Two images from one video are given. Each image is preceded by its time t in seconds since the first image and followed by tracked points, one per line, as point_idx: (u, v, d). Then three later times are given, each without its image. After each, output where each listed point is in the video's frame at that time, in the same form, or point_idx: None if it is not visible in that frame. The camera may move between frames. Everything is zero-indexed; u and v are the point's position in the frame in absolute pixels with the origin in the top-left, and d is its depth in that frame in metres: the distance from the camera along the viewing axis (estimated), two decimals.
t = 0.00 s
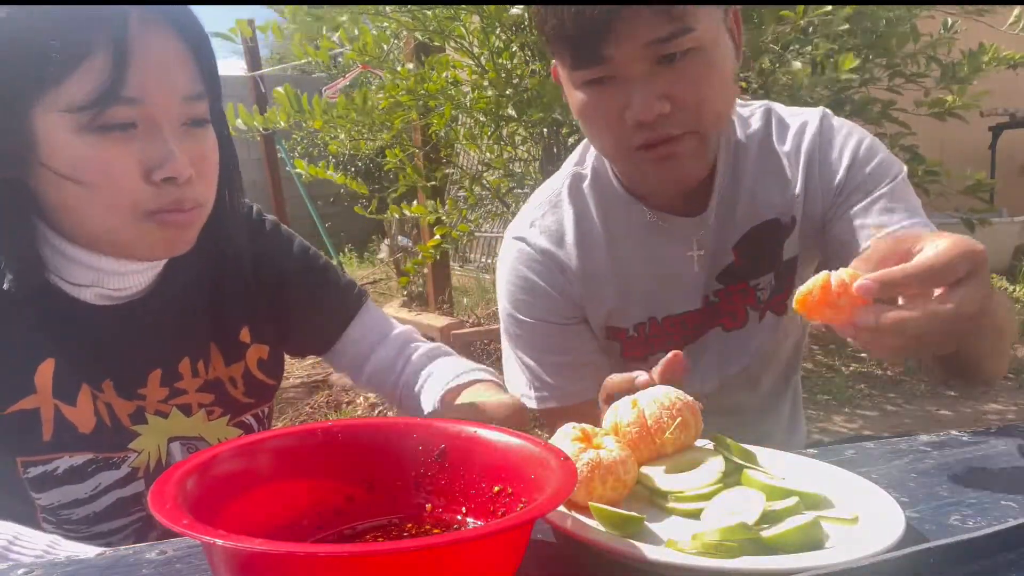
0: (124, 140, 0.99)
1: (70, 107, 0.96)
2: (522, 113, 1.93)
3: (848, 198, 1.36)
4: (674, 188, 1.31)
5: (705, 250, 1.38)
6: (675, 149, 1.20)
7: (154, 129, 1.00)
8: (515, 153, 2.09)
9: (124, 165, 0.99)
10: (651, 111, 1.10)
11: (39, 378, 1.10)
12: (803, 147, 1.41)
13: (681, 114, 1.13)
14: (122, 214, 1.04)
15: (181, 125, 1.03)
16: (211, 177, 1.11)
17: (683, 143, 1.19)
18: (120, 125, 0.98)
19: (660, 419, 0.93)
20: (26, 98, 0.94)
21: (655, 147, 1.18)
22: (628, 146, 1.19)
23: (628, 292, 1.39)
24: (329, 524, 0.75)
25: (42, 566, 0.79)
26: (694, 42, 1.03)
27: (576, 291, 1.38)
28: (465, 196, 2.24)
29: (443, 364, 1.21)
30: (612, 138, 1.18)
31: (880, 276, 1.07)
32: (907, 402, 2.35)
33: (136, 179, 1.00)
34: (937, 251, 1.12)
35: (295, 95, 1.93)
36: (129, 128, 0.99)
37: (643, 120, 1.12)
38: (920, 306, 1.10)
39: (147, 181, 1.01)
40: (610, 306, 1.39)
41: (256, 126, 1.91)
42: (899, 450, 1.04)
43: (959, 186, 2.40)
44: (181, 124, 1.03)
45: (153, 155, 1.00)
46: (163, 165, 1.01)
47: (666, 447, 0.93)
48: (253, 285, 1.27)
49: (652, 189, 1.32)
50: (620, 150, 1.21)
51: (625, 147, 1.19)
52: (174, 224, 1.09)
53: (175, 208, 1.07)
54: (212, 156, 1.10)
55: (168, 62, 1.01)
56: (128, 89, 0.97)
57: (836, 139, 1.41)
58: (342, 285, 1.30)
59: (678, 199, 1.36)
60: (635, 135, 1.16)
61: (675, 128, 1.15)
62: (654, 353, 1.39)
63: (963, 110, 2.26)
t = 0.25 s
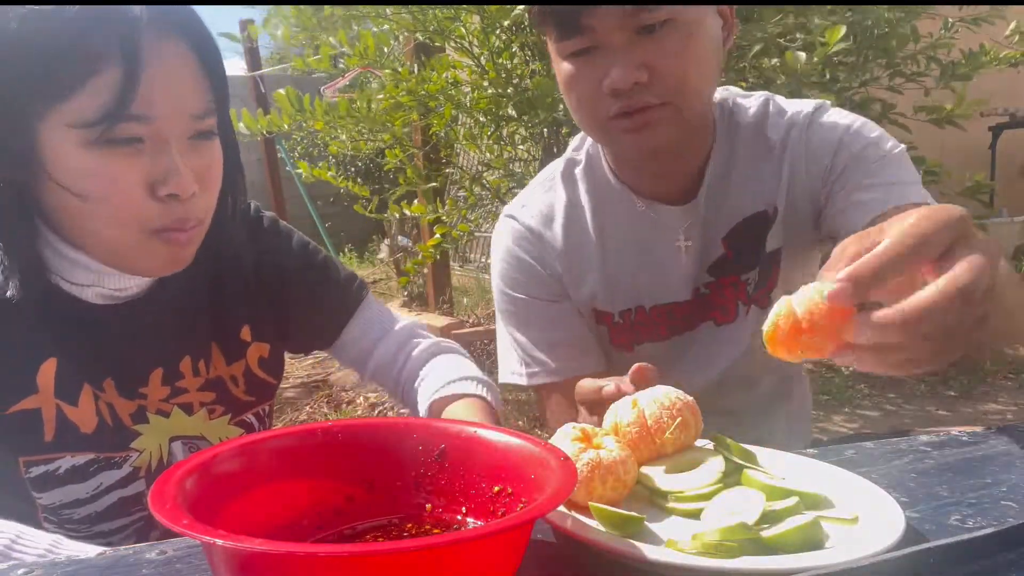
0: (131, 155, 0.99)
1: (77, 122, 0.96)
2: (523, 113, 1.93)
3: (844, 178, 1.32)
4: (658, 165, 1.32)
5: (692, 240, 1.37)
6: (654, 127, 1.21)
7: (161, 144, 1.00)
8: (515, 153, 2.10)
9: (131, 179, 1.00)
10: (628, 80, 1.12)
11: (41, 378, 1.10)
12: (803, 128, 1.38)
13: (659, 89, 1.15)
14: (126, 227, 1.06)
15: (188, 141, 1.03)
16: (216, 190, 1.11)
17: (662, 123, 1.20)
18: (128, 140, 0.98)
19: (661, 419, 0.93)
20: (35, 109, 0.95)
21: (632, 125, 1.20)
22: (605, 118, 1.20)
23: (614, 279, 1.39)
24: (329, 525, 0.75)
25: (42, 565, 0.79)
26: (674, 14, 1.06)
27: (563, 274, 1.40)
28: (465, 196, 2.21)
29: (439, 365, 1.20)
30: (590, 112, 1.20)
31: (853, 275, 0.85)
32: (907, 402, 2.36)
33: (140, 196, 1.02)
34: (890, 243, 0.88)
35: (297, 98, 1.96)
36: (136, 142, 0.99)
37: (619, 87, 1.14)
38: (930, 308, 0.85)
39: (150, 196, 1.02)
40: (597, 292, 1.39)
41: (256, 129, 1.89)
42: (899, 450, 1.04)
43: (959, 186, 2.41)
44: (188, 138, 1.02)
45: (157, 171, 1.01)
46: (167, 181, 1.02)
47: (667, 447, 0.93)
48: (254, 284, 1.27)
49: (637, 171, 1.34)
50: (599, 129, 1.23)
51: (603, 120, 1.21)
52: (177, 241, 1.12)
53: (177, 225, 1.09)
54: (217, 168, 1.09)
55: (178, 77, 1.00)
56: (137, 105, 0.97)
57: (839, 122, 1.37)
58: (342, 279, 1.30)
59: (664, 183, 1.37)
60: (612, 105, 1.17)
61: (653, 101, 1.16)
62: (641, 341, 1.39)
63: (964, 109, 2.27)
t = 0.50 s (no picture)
0: (135, 165, 1.01)
1: (83, 132, 0.98)
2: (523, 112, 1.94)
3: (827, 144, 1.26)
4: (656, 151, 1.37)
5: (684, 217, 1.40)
6: (668, 82, 1.08)
7: (166, 154, 1.02)
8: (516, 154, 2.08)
9: (132, 188, 1.01)
10: (640, 25, 1.01)
11: (40, 378, 1.10)
12: (805, 103, 1.36)
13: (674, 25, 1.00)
14: (126, 232, 1.06)
15: (192, 149, 1.05)
16: (217, 196, 1.14)
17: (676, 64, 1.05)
18: (133, 149, 1.00)
19: (661, 419, 0.94)
20: (37, 116, 0.97)
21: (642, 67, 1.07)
22: (620, 71, 1.11)
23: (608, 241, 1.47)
24: (329, 525, 0.75)
25: (41, 565, 0.79)
26: None
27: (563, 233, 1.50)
28: (465, 196, 2.26)
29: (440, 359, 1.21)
30: (605, 62, 1.11)
31: (592, 311, 0.63)
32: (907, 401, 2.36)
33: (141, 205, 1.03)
34: (632, 232, 0.63)
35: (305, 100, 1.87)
36: (139, 152, 1.01)
37: (631, 32, 1.03)
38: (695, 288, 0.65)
39: (153, 207, 1.04)
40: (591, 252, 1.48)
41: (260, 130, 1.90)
42: (899, 450, 1.04)
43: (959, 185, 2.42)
44: (190, 147, 1.05)
45: (158, 182, 1.03)
46: (168, 192, 1.04)
47: (667, 447, 0.93)
48: (254, 284, 1.27)
49: (637, 146, 1.38)
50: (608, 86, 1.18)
51: (618, 71, 1.11)
52: (172, 249, 1.12)
53: (172, 234, 1.10)
54: (219, 176, 1.12)
55: (184, 88, 1.02)
56: (142, 117, 0.99)
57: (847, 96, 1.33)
58: (341, 278, 1.32)
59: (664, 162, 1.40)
60: (625, 52, 1.06)
61: (663, 52, 1.03)
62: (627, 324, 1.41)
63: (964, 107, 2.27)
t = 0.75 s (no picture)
0: (136, 169, 1.01)
1: (86, 136, 0.99)
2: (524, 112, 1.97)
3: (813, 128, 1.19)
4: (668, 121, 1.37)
5: (687, 197, 1.40)
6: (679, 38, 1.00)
7: (166, 158, 1.03)
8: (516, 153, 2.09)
9: (133, 192, 1.02)
10: None
11: (41, 378, 1.11)
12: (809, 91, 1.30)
13: None
14: (130, 233, 1.08)
15: (193, 153, 1.05)
16: (221, 199, 1.14)
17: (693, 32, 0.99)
18: (134, 154, 1.01)
19: (661, 419, 0.94)
20: (38, 116, 0.97)
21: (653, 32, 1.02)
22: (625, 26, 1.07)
23: (610, 213, 1.46)
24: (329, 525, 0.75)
25: (43, 565, 0.79)
26: None
27: (567, 204, 1.48)
28: (465, 196, 2.26)
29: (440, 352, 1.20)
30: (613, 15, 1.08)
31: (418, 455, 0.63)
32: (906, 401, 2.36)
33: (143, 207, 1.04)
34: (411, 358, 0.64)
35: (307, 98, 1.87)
36: (140, 156, 1.01)
37: None
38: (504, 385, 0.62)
39: (154, 209, 1.05)
40: (593, 224, 1.46)
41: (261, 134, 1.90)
42: (899, 450, 1.04)
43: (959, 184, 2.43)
44: (191, 149, 1.05)
45: (160, 184, 1.04)
46: (170, 195, 1.05)
47: (667, 447, 0.94)
48: (256, 283, 1.27)
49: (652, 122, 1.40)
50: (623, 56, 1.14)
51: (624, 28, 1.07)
52: (177, 248, 1.14)
53: (175, 234, 1.12)
54: (221, 176, 1.12)
55: (185, 92, 1.03)
56: (143, 120, 0.99)
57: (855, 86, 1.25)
58: (342, 278, 1.30)
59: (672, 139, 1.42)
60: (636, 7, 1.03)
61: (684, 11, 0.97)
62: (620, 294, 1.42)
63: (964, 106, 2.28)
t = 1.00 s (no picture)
0: (132, 167, 1.01)
1: (82, 134, 0.99)
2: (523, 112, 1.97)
3: (811, 130, 1.19)
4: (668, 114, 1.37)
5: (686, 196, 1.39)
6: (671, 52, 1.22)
7: (161, 156, 1.02)
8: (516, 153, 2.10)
9: (128, 191, 1.01)
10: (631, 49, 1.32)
11: (40, 378, 1.10)
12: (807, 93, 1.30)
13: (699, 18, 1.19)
14: (127, 234, 1.07)
15: (188, 151, 1.05)
16: (218, 200, 1.14)
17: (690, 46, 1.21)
18: (128, 152, 1.01)
19: (661, 419, 0.94)
20: (36, 114, 0.97)
21: (655, 42, 1.22)
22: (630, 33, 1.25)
23: (608, 212, 1.45)
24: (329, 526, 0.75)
25: (41, 566, 0.79)
26: None
27: (565, 202, 1.47)
28: (465, 196, 2.23)
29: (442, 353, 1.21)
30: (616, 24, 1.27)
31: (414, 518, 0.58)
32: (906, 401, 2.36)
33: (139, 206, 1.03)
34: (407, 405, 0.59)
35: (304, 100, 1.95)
36: (135, 155, 1.01)
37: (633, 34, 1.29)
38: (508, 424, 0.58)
39: (150, 207, 1.04)
40: (591, 222, 1.45)
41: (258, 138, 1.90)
42: (899, 450, 1.04)
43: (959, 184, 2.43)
44: (187, 147, 1.05)
45: (156, 182, 1.03)
46: (165, 192, 1.04)
47: (667, 447, 0.93)
48: (255, 283, 1.27)
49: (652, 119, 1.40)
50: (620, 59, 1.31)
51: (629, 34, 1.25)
52: (176, 251, 1.13)
53: (173, 236, 1.10)
54: (220, 175, 1.12)
55: (181, 91, 1.03)
56: (139, 117, 0.99)
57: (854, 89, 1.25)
58: (340, 279, 1.30)
59: (673, 137, 1.41)
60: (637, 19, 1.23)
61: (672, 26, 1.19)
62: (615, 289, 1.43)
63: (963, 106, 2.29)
